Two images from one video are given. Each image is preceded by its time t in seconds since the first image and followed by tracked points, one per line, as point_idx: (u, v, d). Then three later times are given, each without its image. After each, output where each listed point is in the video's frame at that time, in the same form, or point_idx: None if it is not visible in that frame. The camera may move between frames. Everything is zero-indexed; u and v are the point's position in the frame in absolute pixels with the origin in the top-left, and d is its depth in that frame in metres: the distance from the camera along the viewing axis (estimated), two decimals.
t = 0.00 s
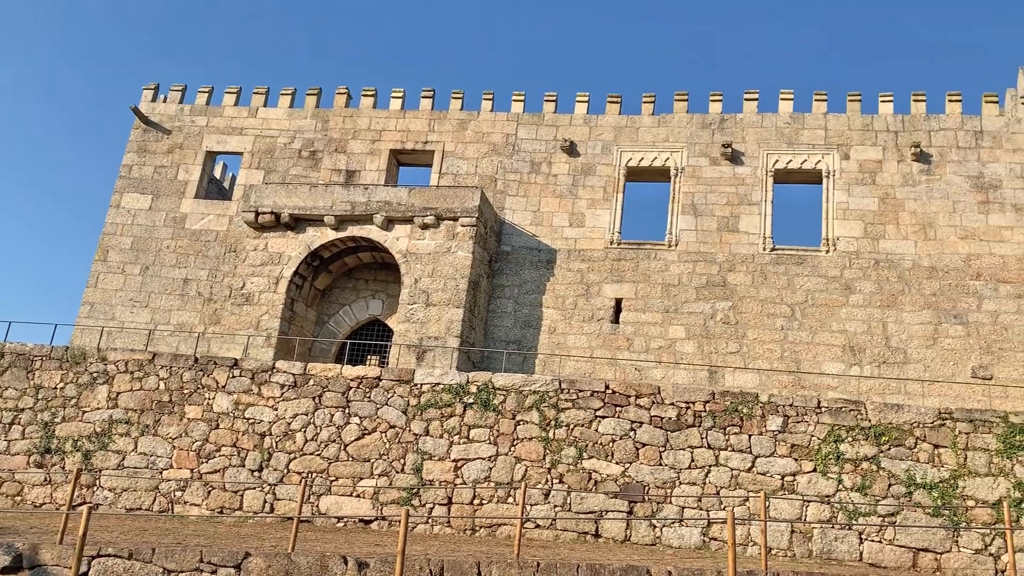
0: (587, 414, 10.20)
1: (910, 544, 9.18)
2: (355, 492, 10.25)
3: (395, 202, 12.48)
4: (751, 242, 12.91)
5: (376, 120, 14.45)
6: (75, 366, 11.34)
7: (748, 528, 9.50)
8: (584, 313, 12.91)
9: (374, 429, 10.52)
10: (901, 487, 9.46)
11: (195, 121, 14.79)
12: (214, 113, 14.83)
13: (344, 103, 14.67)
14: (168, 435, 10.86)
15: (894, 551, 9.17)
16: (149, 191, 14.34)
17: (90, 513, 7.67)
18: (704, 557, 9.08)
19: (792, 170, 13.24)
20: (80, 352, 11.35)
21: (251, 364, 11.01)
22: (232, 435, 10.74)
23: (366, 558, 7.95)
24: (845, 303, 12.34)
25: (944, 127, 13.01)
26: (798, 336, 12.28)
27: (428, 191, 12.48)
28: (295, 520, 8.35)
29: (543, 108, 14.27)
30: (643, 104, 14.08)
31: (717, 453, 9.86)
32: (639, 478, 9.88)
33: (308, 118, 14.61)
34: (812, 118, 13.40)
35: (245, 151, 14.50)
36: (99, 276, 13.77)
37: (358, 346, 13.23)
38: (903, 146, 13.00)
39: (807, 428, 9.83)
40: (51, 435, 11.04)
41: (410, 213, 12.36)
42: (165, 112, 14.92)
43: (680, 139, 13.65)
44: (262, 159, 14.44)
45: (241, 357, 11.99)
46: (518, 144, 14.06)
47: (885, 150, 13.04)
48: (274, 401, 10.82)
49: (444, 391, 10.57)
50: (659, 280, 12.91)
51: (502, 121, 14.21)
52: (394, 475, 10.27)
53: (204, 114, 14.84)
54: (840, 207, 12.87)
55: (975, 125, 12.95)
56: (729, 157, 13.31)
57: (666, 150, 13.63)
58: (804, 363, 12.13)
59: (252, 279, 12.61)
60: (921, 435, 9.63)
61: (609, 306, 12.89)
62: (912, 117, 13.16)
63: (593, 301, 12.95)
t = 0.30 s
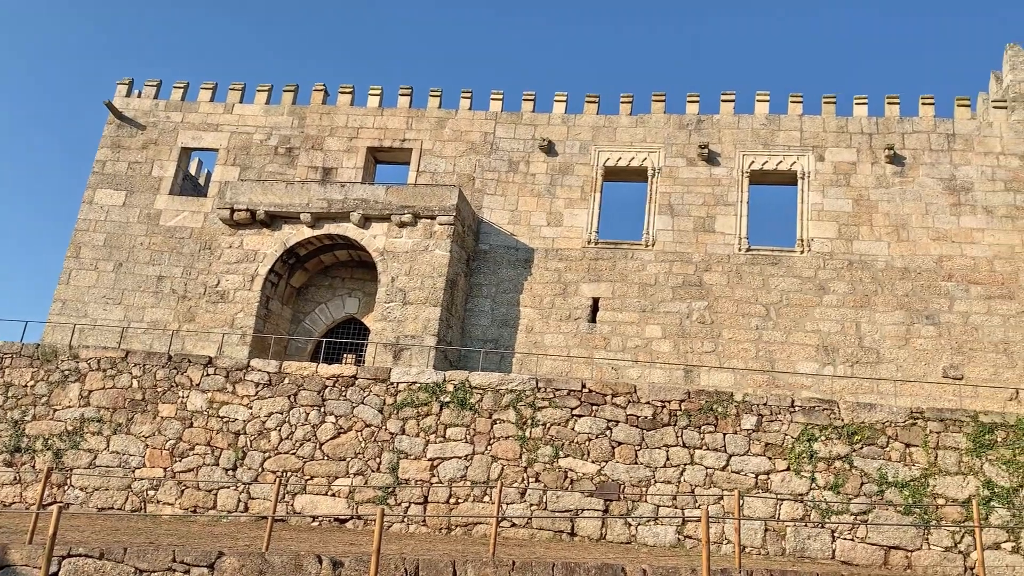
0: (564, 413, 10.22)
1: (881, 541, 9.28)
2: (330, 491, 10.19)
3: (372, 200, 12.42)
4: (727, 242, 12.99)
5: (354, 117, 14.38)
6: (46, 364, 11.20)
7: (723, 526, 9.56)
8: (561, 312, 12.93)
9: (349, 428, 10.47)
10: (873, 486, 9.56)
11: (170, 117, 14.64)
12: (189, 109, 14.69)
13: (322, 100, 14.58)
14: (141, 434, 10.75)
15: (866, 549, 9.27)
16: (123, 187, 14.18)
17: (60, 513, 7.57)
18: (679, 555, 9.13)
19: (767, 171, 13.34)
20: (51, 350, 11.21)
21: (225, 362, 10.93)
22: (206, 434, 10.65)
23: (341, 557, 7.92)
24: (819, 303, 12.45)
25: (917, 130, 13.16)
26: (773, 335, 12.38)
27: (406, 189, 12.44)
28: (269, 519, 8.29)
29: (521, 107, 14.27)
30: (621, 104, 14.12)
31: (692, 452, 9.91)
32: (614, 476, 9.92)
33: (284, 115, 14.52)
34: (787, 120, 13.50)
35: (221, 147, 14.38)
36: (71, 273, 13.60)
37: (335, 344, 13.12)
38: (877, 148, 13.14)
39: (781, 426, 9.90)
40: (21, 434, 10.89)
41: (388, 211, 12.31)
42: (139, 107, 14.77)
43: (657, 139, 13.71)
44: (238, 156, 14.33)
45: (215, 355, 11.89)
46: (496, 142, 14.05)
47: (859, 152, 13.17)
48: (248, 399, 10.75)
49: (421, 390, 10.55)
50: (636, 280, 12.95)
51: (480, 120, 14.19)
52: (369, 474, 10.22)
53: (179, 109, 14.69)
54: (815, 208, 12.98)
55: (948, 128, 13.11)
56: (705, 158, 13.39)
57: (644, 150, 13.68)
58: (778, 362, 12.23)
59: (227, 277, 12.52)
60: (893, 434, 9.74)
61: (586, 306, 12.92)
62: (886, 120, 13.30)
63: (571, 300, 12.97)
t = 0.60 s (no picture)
0: (545, 412, 10.24)
1: (859, 540, 9.35)
2: (310, 491, 10.14)
3: (353, 198, 12.38)
4: (707, 242, 13.05)
5: (335, 115, 14.33)
6: (23, 362, 11.08)
7: (702, 525, 9.60)
8: (543, 311, 12.94)
9: (329, 427, 10.43)
10: (851, 485, 9.64)
11: (150, 113, 14.52)
12: (169, 105, 14.58)
13: (303, 97, 14.52)
14: (119, 433, 10.65)
15: (844, 547, 9.34)
16: (102, 184, 14.05)
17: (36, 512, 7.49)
18: (658, 554, 9.16)
19: (748, 172, 13.41)
20: (28, 347, 11.10)
21: (205, 361, 10.87)
22: (184, 433, 10.57)
23: (320, 556, 7.88)
24: (798, 303, 12.53)
25: (896, 132, 13.27)
26: (752, 335, 12.45)
27: (388, 187, 12.40)
28: (249, 518, 8.25)
29: (503, 106, 14.27)
30: (603, 104, 14.15)
31: (672, 451, 9.95)
32: (595, 475, 9.94)
33: (265, 112, 14.44)
34: (768, 121, 13.59)
35: (201, 144, 14.28)
36: (48, 269, 13.46)
37: (314, 343, 13.13)
38: (857, 150, 13.24)
39: (761, 426, 9.96)
40: None
41: (369, 209, 12.27)
42: (118, 103, 14.64)
43: (639, 139, 13.75)
44: (218, 152, 14.23)
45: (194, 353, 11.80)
46: (478, 141, 14.04)
47: (839, 153, 13.27)
48: (228, 398, 10.68)
49: (402, 389, 10.53)
50: (617, 279, 12.99)
51: (463, 119, 14.17)
52: (350, 473, 10.19)
53: (159, 105, 14.58)
54: (795, 209, 13.07)
55: (926, 130, 13.23)
56: (687, 158, 13.44)
57: (626, 150, 13.72)
58: (758, 362, 12.30)
59: (206, 274, 12.43)
60: (871, 433, 9.82)
61: (568, 305, 12.94)
62: (865, 121, 13.41)
63: (553, 300, 12.99)
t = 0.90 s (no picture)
0: (521, 411, 10.24)
1: (831, 539, 9.44)
2: (284, 490, 10.07)
3: (330, 195, 12.31)
4: (683, 243, 13.11)
5: (312, 112, 14.24)
6: None
7: (676, 523, 9.65)
8: (520, 310, 12.94)
9: (304, 425, 10.36)
10: (823, 483, 9.73)
11: (124, 108, 14.36)
12: (143, 100, 14.43)
13: (280, 94, 14.42)
14: (89, 431, 10.52)
15: (816, 545, 9.42)
16: (74, 179, 13.88)
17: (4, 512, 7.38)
18: (633, 553, 9.19)
19: (724, 173, 13.50)
20: None
21: (178, 359, 10.77)
22: (157, 431, 10.47)
23: (294, 555, 7.83)
24: (773, 304, 12.63)
25: (870, 135, 13.42)
26: (727, 335, 12.54)
27: (364, 185, 12.35)
28: (221, 518, 8.18)
29: (481, 105, 14.26)
30: (581, 104, 14.18)
31: (647, 450, 9.99)
32: (570, 474, 9.95)
33: (241, 108, 14.33)
34: (744, 123, 13.68)
35: (176, 140, 14.15)
36: (18, 265, 13.27)
37: (289, 341, 13.04)
38: (831, 152, 13.36)
39: (734, 425, 10.03)
40: None
41: (346, 207, 12.20)
42: (91, 97, 14.46)
43: (617, 139, 13.79)
44: (193, 148, 14.10)
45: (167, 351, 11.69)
46: (456, 140, 14.02)
47: (814, 155, 13.39)
48: (201, 396, 10.59)
49: (377, 388, 10.49)
50: (594, 279, 13.02)
51: (440, 117, 14.15)
52: (324, 472, 10.14)
53: (133, 100, 14.42)
54: (770, 210, 13.17)
55: (900, 133, 13.38)
56: (664, 159, 13.50)
57: (604, 150, 13.76)
58: (732, 361, 12.39)
59: (180, 271, 12.31)
60: (843, 433, 9.93)
61: (545, 304, 12.95)
62: (840, 124, 13.54)
63: (530, 299, 12.99)
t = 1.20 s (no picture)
0: (501, 410, 10.24)
1: (808, 537, 9.52)
2: (263, 489, 10.02)
3: (310, 193, 12.26)
4: (664, 243, 13.17)
5: (293, 109, 14.17)
6: None
7: (655, 522, 9.68)
8: (501, 309, 12.94)
9: (283, 424, 10.31)
10: (801, 483, 9.80)
11: (102, 103, 14.22)
12: (121, 95, 14.30)
13: (260, 90, 14.34)
14: (65, 429, 10.41)
15: (793, 544, 9.49)
16: (51, 174, 13.74)
17: None
18: (612, 552, 9.22)
19: (705, 174, 13.56)
20: None
21: (156, 356, 10.68)
22: (134, 429, 10.38)
23: (272, 555, 7.78)
24: (751, 304, 12.71)
25: (849, 137, 13.53)
26: (706, 335, 12.60)
27: (345, 182, 12.30)
28: (199, 516, 8.11)
29: (463, 103, 14.24)
30: (563, 104, 14.19)
31: (626, 449, 10.02)
32: (550, 473, 9.96)
33: (221, 104, 14.23)
34: (724, 124, 13.75)
35: (154, 136, 14.04)
36: None
37: (267, 340, 12.97)
38: (811, 154, 13.46)
39: (713, 424, 10.09)
40: None
41: (326, 204, 12.15)
42: (69, 92, 14.32)
43: (598, 139, 13.82)
44: (172, 145, 14.00)
45: (145, 349, 11.60)
46: (437, 138, 14.00)
47: (793, 156, 13.48)
48: (179, 394, 10.51)
49: (357, 386, 10.46)
50: (575, 278, 13.04)
51: (422, 115, 14.12)
52: (303, 472, 10.09)
53: (111, 96, 14.29)
54: (750, 211, 13.25)
55: (878, 136, 13.51)
56: (645, 159, 13.55)
57: (586, 150, 13.78)
58: (712, 361, 12.46)
59: (158, 268, 12.22)
60: (821, 433, 10.00)
61: (526, 303, 12.95)
62: (819, 126, 13.64)
63: (511, 298, 12.99)
